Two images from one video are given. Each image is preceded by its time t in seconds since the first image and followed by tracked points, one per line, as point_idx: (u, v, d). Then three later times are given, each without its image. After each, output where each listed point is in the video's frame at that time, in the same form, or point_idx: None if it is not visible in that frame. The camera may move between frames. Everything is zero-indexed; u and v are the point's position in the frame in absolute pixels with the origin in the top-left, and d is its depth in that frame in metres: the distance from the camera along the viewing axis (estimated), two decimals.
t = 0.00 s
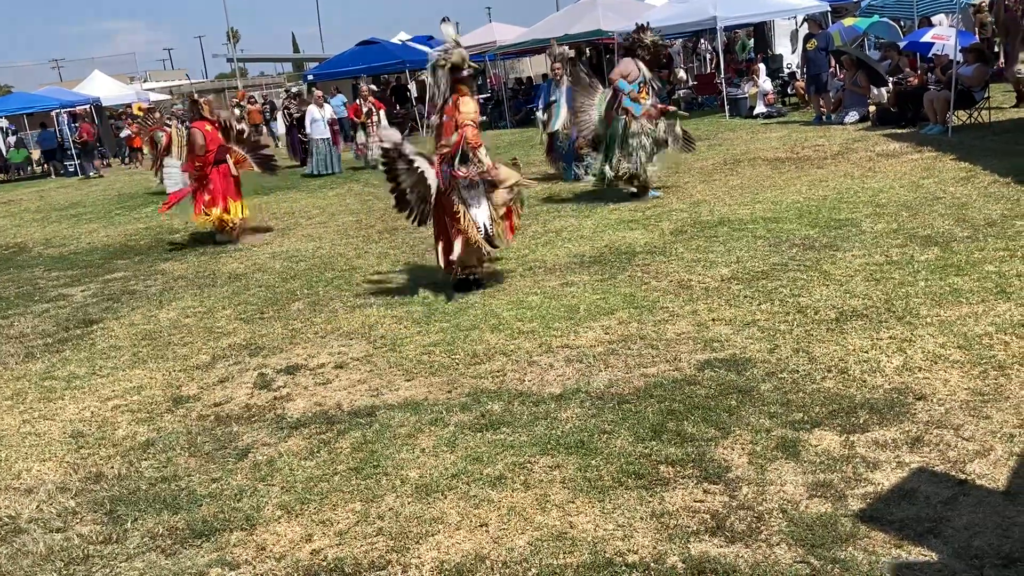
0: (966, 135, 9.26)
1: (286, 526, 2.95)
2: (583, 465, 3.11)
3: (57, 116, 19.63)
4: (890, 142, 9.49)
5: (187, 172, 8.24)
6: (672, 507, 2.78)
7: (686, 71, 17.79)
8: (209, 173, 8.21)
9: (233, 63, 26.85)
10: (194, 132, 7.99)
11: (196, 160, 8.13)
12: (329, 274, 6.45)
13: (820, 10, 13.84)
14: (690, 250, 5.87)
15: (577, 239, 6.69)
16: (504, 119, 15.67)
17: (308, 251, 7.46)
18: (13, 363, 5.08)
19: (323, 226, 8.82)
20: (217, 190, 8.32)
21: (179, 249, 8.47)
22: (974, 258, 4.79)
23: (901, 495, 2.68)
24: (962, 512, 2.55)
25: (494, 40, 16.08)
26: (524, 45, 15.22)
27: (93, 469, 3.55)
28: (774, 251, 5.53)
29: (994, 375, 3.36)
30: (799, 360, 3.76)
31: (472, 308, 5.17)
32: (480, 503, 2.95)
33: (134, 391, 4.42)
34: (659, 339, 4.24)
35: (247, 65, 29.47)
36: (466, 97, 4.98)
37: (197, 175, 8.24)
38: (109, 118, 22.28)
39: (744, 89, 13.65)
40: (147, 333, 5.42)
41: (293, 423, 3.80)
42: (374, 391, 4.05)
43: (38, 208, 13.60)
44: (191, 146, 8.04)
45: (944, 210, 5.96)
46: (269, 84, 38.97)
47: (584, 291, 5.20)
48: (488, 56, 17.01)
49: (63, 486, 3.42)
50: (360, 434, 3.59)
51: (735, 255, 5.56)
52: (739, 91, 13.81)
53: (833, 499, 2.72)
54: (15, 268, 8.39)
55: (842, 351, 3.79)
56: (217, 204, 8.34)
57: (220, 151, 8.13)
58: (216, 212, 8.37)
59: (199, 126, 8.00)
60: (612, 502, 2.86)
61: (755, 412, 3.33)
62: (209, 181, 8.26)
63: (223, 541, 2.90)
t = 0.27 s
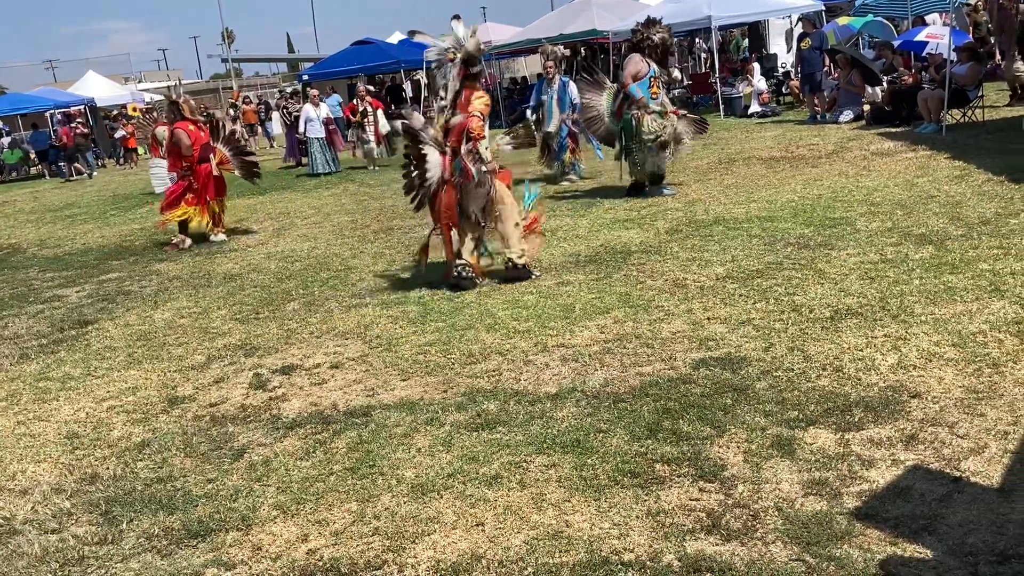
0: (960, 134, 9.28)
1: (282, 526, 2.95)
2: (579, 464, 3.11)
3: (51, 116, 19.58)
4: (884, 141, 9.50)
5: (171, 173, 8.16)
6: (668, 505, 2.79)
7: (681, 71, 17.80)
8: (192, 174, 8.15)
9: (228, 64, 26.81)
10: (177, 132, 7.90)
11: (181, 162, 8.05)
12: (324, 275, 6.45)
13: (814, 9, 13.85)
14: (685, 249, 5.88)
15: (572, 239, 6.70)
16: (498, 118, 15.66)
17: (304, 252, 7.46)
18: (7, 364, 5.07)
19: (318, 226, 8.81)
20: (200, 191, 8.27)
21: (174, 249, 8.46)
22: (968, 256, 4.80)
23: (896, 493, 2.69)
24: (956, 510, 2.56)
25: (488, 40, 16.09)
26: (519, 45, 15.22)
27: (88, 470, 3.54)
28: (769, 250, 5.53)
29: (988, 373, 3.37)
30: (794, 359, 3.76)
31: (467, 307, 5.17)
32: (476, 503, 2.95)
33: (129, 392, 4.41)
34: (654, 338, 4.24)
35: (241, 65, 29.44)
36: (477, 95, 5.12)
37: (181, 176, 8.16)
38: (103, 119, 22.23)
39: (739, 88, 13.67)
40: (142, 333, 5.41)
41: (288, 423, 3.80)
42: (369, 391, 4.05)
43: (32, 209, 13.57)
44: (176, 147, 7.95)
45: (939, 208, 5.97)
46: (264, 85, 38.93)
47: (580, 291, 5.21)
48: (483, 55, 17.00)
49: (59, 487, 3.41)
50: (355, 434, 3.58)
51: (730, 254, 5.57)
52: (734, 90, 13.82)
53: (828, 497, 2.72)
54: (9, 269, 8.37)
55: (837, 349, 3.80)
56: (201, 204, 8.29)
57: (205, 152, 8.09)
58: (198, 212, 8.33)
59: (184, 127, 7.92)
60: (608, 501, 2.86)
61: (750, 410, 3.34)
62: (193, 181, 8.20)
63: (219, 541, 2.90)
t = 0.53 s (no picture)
0: (957, 133, 9.29)
1: (281, 527, 2.95)
2: (577, 464, 3.11)
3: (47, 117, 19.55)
4: (881, 140, 9.51)
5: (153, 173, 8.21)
6: (666, 505, 2.79)
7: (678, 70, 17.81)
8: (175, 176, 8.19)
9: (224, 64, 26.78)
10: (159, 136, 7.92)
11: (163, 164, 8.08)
12: (321, 275, 6.45)
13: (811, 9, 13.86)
14: (682, 249, 5.88)
15: (570, 239, 6.70)
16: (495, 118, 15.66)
17: (301, 252, 7.46)
18: (5, 365, 5.06)
19: (315, 227, 8.81)
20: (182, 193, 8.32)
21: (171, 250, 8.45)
22: (965, 256, 4.81)
23: (894, 492, 2.69)
24: (954, 508, 2.57)
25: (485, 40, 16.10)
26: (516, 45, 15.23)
27: (87, 471, 3.54)
28: (766, 250, 5.54)
29: (985, 372, 3.37)
30: (792, 358, 3.77)
31: (466, 307, 5.17)
32: (475, 503, 2.95)
33: (127, 393, 4.41)
34: (652, 337, 4.25)
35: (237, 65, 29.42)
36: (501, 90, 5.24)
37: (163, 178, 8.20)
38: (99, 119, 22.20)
39: (736, 87, 13.68)
40: (139, 334, 5.40)
41: (287, 423, 3.80)
42: (367, 391, 4.05)
43: (28, 210, 13.55)
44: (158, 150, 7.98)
45: (935, 207, 5.98)
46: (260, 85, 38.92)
47: (578, 290, 5.21)
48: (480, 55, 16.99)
49: (57, 488, 3.41)
50: (354, 434, 3.58)
51: (728, 253, 5.58)
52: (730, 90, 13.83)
53: (827, 496, 2.73)
54: (6, 270, 8.36)
55: (834, 348, 3.81)
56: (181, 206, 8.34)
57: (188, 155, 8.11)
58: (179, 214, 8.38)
59: (167, 130, 7.94)
60: (607, 500, 2.86)
61: (748, 409, 3.34)
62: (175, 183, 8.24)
63: (218, 542, 2.89)
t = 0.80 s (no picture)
0: (956, 132, 9.29)
1: (281, 527, 2.95)
2: (578, 463, 3.11)
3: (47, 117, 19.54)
4: (880, 139, 9.52)
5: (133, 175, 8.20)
6: (667, 504, 2.79)
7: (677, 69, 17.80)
8: (155, 182, 8.17)
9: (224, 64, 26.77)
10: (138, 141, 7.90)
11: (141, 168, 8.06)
12: (321, 275, 6.45)
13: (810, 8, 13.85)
14: (682, 248, 5.88)
15: (570, 238, 6.70)
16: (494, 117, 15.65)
17: (301, 252, 7.46)
18: (5, 366, 5.06)
19: (315, 227, 8.81)
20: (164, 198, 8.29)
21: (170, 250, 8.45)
22: (965, 254, 4.81)
23: (895, 490, 2.69)
24: (955, 506, 2.57)
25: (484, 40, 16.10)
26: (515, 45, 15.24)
27: (87, 472, 3.54)
28: (765, 248, 5.54)
29: (986, 370, 3.37)
30: (792, 357, 3.77)
31: (466, 307, 5.17)
32: (475, 502, 2.95)
33: (127, 393, 4.41)
34: (652, 336, 4.25)
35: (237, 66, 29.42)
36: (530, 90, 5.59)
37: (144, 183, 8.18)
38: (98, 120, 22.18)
39: (735, 86, 13.68)
40: (139, 335, 5.40)
41: (287, 423, 3.80)
42: (368, 391, 4.05)
43: (27, 211, 13.54)
44: (137, 155, 7.96)
45: (935, 206, 5.98)
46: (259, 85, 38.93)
47: (577, 290, 5.21)
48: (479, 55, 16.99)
49: (57, 489, 3.41)
50: (354, 434, 3.59)
51: (727, 252, 5.58)
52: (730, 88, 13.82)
53: (827, 494, 2.73)
54: (6, 271, 8.35)
55: (834, 347, 3.81)
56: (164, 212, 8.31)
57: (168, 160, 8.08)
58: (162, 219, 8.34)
59: (146, 135, 7.89)
60: (607, 499, 2.86)
61: (749, 408, 3.34)
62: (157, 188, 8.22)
63: (218, 542, 2.89)
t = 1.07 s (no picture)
0: (960, 131, 9.28)
1: (285, 526, 2.95)
2: (581, 463, 3.11)
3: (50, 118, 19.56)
4: (883, 138, 9.50)
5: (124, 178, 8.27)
6: (671, 503, 2.79)
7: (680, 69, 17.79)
8: (145, 184, 8.22)
9: (226, 64, 26.81)
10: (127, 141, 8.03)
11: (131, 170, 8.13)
12: (324, 275, 6.46)
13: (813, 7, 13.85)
14: (685, 247, 5.88)
15: (573, 238, 6.71)
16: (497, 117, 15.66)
17: (304, 252, 7.47)
18: (9, 366, 5.07)
19: (318, 227, 8.82)
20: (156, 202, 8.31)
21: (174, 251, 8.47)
22: (969, 253, 4.80)
23: (899, 489, 2.69)
24: (959, 505, 2.57)
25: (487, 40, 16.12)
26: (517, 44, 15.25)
27: (91, 472, 3.55)
28: (769, 248, 5.54)
29: (990, 369, 3.37)
30: (795, 356, 3.77)
31: (469, 307, 5.17)
32: (479, 502, 2.95)
33: (131, 393, 4.41)
34: (655, 336, 4.25)
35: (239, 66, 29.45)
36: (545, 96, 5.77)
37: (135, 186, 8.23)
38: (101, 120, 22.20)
39: (738, 86, 13.68)
40: (143, 335, 5.41)
41: (291, 423, 3.80)
42: (371, 391, 4.05)
43: (31, 211, 13.56)
44: (126, 156, 8.06)
45: (938, 205, 5.97)
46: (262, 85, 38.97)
47: (581, 289, 5.21)
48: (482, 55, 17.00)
49: (62, 488, 3.41)
50: (358, 433, 3.59)
51: (730, 252, 5.57)
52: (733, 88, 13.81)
53: (831, 493, 2.73)
54: (9, 272, 8.37)
55: (838, 346, 3.81)
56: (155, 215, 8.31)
57: (159, 161, 8.14)
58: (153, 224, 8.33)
59: (137, 135, 8.02)
60: (611, 499, 2.86)
61: (752, 407, 3.34)
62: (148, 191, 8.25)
63: (223, 542, 2.90)
